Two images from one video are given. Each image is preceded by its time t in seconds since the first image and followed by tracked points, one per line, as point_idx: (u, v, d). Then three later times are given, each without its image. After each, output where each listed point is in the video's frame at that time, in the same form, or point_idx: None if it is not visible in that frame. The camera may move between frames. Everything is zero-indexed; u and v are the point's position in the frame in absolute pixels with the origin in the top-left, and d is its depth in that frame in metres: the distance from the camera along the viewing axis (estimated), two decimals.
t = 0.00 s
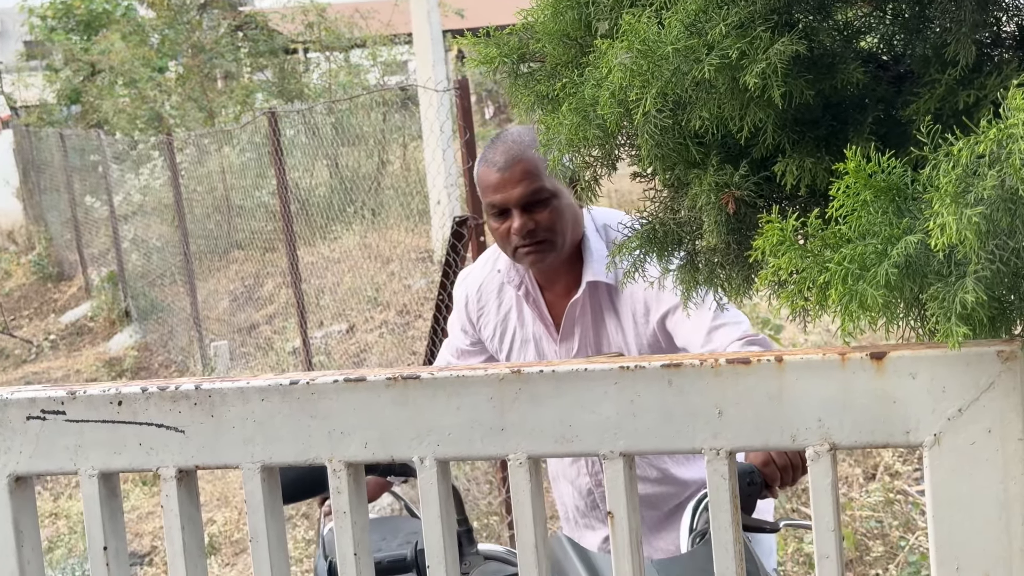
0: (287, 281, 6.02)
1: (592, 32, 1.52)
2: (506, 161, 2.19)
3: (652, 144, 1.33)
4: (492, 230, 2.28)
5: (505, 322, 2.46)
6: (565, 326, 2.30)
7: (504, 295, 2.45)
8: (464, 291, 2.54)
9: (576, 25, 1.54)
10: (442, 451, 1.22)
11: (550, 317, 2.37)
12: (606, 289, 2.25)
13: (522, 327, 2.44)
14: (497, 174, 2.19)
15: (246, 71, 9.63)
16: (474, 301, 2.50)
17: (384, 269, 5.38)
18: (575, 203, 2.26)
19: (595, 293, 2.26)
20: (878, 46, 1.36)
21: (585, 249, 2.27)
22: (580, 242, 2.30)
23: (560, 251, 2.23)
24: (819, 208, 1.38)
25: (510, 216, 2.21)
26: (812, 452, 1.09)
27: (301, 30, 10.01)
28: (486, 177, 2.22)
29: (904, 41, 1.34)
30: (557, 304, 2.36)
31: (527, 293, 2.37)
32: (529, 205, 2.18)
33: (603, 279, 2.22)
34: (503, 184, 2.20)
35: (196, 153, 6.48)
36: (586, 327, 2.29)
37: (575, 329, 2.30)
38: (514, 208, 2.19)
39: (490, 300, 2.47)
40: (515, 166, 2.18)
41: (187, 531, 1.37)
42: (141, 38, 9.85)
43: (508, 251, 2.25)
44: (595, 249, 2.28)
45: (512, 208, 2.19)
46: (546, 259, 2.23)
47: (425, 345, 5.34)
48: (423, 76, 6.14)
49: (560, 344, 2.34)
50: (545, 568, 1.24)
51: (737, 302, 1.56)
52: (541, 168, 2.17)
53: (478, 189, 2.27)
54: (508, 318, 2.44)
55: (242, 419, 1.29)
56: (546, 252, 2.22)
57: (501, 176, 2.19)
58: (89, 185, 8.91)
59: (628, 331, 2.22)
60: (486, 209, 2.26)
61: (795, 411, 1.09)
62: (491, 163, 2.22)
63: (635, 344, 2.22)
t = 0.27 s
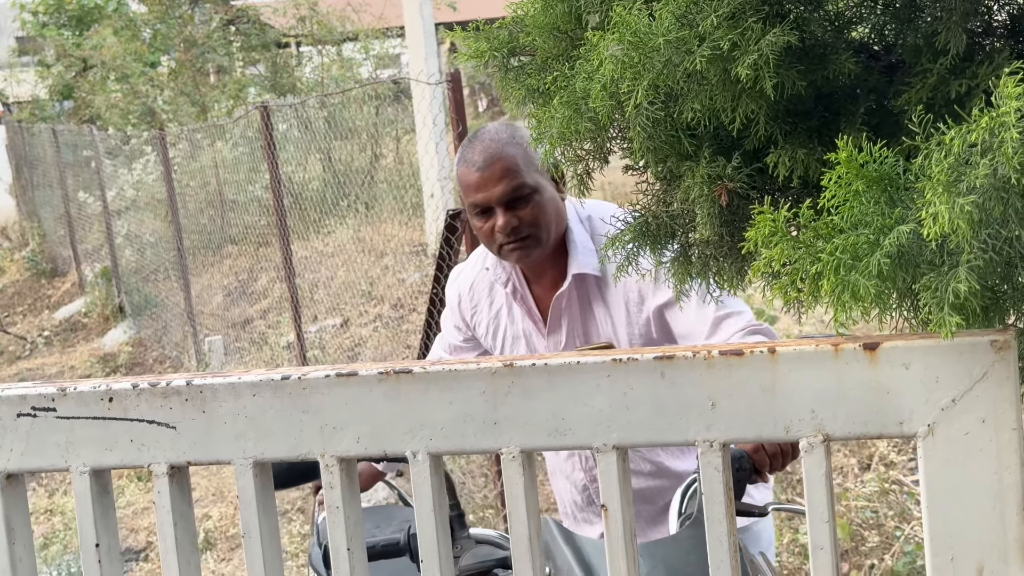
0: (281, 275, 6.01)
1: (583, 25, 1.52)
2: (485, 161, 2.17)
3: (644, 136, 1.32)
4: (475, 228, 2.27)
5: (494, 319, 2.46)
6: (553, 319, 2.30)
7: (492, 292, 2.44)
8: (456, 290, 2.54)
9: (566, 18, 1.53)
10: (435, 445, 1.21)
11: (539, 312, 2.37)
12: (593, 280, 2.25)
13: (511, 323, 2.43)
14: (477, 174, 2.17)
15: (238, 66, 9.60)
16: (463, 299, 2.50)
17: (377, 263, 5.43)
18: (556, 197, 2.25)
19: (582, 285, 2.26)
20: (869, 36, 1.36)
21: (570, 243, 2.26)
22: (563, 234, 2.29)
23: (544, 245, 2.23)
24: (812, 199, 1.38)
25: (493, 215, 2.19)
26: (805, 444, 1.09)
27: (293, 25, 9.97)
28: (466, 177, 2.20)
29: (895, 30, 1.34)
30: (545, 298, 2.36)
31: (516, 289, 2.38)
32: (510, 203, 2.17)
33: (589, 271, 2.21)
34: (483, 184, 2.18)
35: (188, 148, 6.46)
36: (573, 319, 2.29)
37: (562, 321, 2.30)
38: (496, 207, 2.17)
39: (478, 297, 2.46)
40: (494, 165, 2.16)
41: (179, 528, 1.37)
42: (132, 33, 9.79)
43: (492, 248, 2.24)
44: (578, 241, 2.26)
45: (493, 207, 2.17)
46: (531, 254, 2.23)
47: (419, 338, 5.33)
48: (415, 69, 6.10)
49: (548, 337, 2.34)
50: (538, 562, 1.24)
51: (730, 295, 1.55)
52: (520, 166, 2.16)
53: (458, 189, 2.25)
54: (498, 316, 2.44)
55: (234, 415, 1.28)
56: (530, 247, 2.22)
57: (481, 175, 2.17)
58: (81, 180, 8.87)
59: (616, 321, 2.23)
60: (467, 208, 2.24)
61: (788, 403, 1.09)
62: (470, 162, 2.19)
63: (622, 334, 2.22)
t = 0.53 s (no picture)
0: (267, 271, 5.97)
1: (563, 22, 1.50)
2: (470, 145, 2.16)
3: (625, 136, 1.31)
4: (460, 215, 2.25)
5: (480, 312, 2.43)
6: (538, 308, 2.27)
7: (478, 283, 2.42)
8: (444, 283, 2.51)
9: (547, 16, 1.51)
10: (413, 453, 1.19)
11: (525, 302, 2.34)
12: (578, 270, 2.23)
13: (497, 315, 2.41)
14: (462, 158, 2.16)
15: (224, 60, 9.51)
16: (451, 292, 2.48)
17: (364, 258, 5.47)
18: (541, 184, 2.24)
19: (567, 274, 2.24)
20: (852, 32, 1.34)
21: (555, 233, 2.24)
22: (548, 223, 2.28)
23: (529, 232, 2.21)
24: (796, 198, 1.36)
25: (478, 200, 2.18)
26: (789, 449, 1.07)
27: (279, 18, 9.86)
28: (451, 162, 2.19)
29: (878, 27, 1.32)
30: (530, 288, 2.34)
31: (501, 280, 2.36)
32: (495, 187, 2.15)
33: (574, 261, 2.19)
34: (468, 168, 2.17)
35: (174, 143, 6.39)
36: (558, 309, 2.27)
37: (547, 312, 2.27)
38: (481, 191, 2.16)
39: (464, 290, 2.44)
40: (479, 149, 2.16)
41: (155, 538, 1.34)
42: (117, 26, 9.66)
43: (477, 235, 2.22)
44: (563, 229, 2.25)
45: (478, 191, 2.16)
46: (515, 241, 2.21)
47: (407, 334, 5.31)
48: (402, 62, 6.03)
49: (533, 328, 2.32)
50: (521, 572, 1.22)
51: (715, 294, 1.54)
52: (506, 150, 2.15)
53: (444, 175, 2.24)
54: (485, 307, 2.41)
55: (209, 424, 1.26)
56: (514, 233, 2.19)
57: (466, 160, 2.16)
58: (67, 176, 8.78)
59: (600, 314, 2.20)
60: (452, 194, 2.23)
61: (771, 408, 1.07)
62: (455, 147, 2.19)
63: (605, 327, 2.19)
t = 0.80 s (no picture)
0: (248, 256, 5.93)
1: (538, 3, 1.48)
2: (430, 126, 2.12)
3: (599, 118, 1.29)
4: (418, 199, 2.21)
5: (442, 299, 2.43)
6: (497, 294, 2.26)
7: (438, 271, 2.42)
8: (406, 272, 2.52)
9: None
10: (383, 441, 1.17)
11: (482, 289, 2.33)
12: (537, 255, 2.22)
13: (457, 302, 2.39)
14: (423, 139, 2.11)
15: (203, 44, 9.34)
16: (413, 281, 2.48)
17: (345, 242, 5.46)
18: (499, 166, 2.22)
19: (527, 259, 2.23)
20: (828, 12, 1.32)
21: (514, 218, 2.23)
22: (507, 206, 2.26)
23: (489, 213, 2.19)
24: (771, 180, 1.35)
25: (438, 182, 2.13)
26: (761, 434, 1.07)
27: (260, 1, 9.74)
28: (410, 144, 2.13)
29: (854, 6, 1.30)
30: (488, 274, 2.34)
31: (459, 266, 2.35)
32: (456, 168, 2.12)
33: (533, 245, 2.18)
34: (428, 149, 2.12)
35: (153, 128, 6.32)
36: (517, 295, 2.26)
37: (506, 297, 2.26)
38: (443, 172, 2.12)
39: (425, 278, 2.44)
40: (440, 131, 2.11)
41: (122, 529, 1.32)
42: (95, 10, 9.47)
43: (437, 218, 2.18)
44: (522, 214, 2.23)
45: (439, 173, 2.12)
46: (476, 223, 2.18)
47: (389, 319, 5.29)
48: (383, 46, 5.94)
49: (491, 314, 2.30)
50: (493, 560, 1.21)
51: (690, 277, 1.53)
52: (465, 130, 2.12)
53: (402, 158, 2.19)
54: (443, 295, 2.41)
55: (176, 413, 1.24)
56: (475, 215, 2.17)
57: (427, 141, 2.12)
58: (46, 162, 8.67)
59: (560, 299, 2.19)
60: (411, 177, 2.18)
61: (743, 393, 1.06)
62: (414, 129, 2.13)
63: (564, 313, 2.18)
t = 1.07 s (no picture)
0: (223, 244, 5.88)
1: None
2: (378, 104, 2.18)
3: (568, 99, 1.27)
4: (367, 178, 2.25)
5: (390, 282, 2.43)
6: (443, 277, 2.26)
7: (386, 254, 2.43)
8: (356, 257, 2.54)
9: None
10: (347, 426, 1.15)
11: (429, 273, 2.34)
12: (485, 239, 2.21)
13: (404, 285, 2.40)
14: (371, 116, 2.17)
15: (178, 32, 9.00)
16: (361, 265, 2.49)
17: (323, 230, 5.44)
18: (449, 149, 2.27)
19: (475, 243, 2.22)
20: None
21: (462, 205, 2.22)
22: (456, 188, 2.29)
23: (438, 193, 2.22)
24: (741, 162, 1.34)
25: (387, 159, 2.18)
26: (728, 417, 1.06)
27: None
28: (359, 121, 2.19)
29: None
30: (436, 257, 2.35)
31: (406, 250, 2.35)
32: (404, 145, 2.17)
33: (480, 228, 2.18)
34: (376, 127, 2.18)
35: (127, 115, 6.23)
36: (464, 278, 2.25)
37: (453, 280, 2.26)
38: (390, 149, 2.17)
39: (373, 261, 2.45)
40: (388, 108, 2.17)
41: (82, 517, 1.30)
42: None
43: (385, 197, 2.22)
44: (471, 198, 2.23)
45: (387, 149, 2.17)
46: (424, 203, 2.21)
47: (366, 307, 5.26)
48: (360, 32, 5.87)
49: (438, 298, 2.30)
50: (457, 546, 1.19)
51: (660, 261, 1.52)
52: (413, 109, 2.18)
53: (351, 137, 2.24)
54: (389, 277, 2.40)
55: (136, 398, 1.21)
56: (424, 193, 2.20)
57: (375, 118, 2.17)
58: (19, 150, 8.54)
59: (507, 283, 2.18)
60: (360, 155, 2.23)
61: (710, 375, 1.05)
62: (363, 107, 2.19)
63: (511, 296, 2.18)
